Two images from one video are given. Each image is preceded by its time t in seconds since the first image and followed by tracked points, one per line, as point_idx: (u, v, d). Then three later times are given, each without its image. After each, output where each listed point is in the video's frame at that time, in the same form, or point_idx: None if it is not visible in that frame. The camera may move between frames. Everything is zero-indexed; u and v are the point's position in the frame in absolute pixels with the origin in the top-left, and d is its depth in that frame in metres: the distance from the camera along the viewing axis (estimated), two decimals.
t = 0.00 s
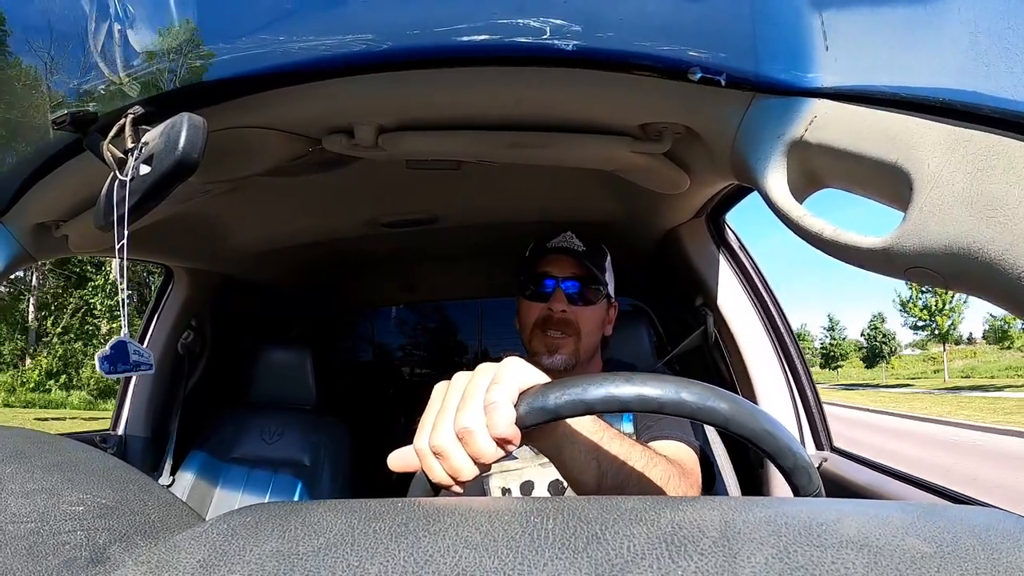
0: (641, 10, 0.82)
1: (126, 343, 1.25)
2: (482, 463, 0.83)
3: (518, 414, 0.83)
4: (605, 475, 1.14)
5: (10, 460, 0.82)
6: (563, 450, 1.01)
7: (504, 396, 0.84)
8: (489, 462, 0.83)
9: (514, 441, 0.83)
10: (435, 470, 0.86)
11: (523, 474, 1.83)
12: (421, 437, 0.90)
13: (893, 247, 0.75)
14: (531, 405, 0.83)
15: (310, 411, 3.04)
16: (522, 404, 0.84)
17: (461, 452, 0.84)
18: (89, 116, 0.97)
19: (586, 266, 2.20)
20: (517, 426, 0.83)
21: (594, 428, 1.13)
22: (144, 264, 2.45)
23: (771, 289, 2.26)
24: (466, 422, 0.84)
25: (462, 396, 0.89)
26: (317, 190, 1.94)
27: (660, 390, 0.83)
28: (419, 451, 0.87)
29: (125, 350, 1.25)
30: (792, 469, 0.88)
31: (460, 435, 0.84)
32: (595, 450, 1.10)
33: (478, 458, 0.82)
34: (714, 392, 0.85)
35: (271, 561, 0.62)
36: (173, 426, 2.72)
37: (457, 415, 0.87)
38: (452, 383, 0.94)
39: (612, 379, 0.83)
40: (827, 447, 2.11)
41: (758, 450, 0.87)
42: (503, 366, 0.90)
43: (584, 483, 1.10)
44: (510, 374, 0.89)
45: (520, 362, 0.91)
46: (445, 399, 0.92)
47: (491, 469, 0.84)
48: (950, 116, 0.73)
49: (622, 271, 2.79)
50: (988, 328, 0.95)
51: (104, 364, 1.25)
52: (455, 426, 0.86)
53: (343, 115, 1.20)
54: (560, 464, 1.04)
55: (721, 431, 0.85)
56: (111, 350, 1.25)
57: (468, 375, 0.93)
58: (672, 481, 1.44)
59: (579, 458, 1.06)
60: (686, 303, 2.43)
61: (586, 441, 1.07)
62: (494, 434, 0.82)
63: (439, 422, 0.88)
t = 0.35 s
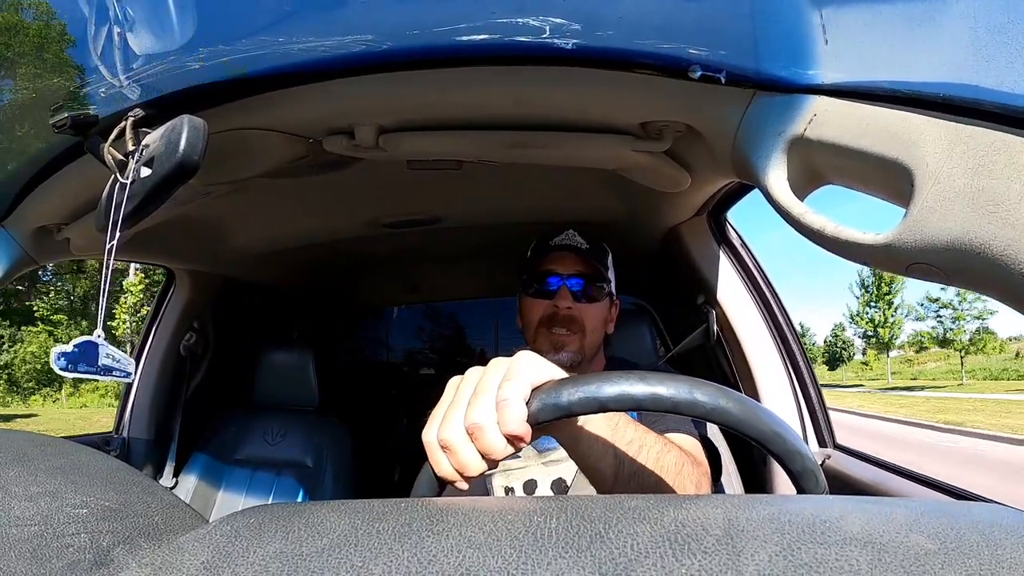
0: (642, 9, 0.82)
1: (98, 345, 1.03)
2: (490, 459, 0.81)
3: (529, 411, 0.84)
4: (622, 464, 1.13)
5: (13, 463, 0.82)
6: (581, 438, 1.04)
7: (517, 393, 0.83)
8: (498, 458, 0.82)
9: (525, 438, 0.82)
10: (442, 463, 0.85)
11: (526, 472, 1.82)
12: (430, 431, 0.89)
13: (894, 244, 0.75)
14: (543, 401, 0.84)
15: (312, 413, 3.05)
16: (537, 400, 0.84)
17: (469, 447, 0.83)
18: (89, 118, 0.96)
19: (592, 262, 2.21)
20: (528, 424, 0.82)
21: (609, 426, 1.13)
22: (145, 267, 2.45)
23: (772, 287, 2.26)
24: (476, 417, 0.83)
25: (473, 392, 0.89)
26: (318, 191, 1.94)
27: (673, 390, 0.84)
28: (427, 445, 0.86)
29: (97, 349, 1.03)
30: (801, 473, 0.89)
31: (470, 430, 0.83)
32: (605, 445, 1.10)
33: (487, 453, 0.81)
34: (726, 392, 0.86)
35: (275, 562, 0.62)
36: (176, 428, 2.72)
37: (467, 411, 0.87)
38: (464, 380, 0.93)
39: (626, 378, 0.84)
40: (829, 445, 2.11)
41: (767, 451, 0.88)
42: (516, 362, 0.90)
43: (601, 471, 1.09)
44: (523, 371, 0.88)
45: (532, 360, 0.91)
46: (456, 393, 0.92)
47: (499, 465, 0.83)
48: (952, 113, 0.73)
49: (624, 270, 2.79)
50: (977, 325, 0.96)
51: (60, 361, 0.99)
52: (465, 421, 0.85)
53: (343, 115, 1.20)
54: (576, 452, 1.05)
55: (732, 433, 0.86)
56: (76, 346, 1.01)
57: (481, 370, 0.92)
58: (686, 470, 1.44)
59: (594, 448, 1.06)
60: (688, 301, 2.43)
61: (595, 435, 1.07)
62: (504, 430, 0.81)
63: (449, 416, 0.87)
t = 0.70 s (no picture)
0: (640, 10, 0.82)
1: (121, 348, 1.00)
2: (499, 454, 0.82)
3: (540, 408, 0.83)
4: (627, 466, 1.13)
5: (12, 465, 0.82)
6: (587, 439, 1.02)
7: (528, 389, 0.84)
8: (506, 454, 0.83)
9: (534, 436, 0.82)
10: (449, 458, 0.86)
11: (524, 472, 1.81)
12: (437, 423, 0.90)
13: (894, 244, 0.75)
14: (553, 399, 0.83)
15: (313, 414, 3.05)
16: (546, 398, 0.83)
17: (478, 442, 0.84)
18: (88, 120, 0.98)
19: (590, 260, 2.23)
20: (539, 420, 0.83)
21: (616, 430, 1.16)
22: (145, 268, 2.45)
23: (772, 287, 2.26)
24: (487, 413, 0.84)
25: (484, 386, 0.89)
26: (318, 192, 1.94)
27: (683, 392, 0.84)
28: (434, 438, 0.88)
29: (123, 355, 0.99)
30: (805, 478, 0.89)
31: (480, 426, 0.84)
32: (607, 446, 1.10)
33: (495, 449, 0.83)
34: (735, 396, 0.86)
35: (275, 563, 0.62)
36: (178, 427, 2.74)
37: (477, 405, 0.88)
38: (475, 373, 0.94)
39: (637, 378, 0.84)
40: (829, 444, 2.11)
41: (774, 456, 0.88)
42: (527, 358, 0.90)
43: (606, 474, 1.10)
44: (534, 367, 0.88)
45: (544, 356, 0.91)
46: (466, 387, 0.92)
47: (506, 461, 0.84)
48: (951, 113, 0.73)
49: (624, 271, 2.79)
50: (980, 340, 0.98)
51: (87, 373, 0.98)
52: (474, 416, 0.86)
53: (343, 117, 1.20)
54: (582, 455, 1.04)
55: (739, 437, 0.86)
56: (100, 355, 0.98)
57: (491, 365, 0.93)
58: (690, 473, 1.44)
59: (599, 448, 1.05)
60: (687, 302, 2.43)
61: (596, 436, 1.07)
62: (514, 426, 0.82)
63: (458, 410, 0.88)
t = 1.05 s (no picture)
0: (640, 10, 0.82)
1: (91, 342, 0.99)
2: (502, 450, 0.82)
3: (546, 406, 0.83)
4: (627, 467, 1.14)
5: (8, 461, 0.82)
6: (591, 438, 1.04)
7: (534, 385, 0.84)
8: (509, 451, 0.83)
9: (538, 433, 0.82)
10: (450, 452, 0.86)
11: (519, 471, 1.83)
12: (440, 417, 0.90)
13: (892, 246, 0.75)
14: (560, 397, 0.83)
15: (310, 412, 3.05)
16: (552, 395, 0.83)
17: (481, 436, 0.84)
18: (87, 117, 0.96)
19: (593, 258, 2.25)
20: (543, 417, 0.83)
21: (619, 430, 1.17)
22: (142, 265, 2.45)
23: (769, 288, 2.26)
24: (492, 407, 0.84)
25: (488, 381, 0.89)
26: (316, 190, 1.94)
27: (689, 395, 0.84)
28: (436, 431, 0.88)
29: (93, 349, 0.98)
30: (805, 484, 0.89)
31: (484, 420, 0.84)
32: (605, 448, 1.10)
33: (498, 444, 0.83)
34: (740, 400, 0.86)
35: (271, 561, 0.62)
36: (175, 424, 2.74)
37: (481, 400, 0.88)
38: (479, 369, 0.94)
39: (643, 378, 0.84)
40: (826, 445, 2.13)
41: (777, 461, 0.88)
42: (534, 355, 0.90)
43: (606, 473, 1.10)
44: (541, 364, 0.88)
45: (550, 353, 0.91)
46: (470, 382, 0.92)
47: (508, 458, 0.84)
48: (950, 116, 0.73)
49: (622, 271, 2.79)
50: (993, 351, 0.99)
51: (52, 361, 0.96)
52: (479, 410, 0.86)
53: (341, 115, 1.20)
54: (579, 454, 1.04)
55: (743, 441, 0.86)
56: (68, 346, 0.97)
57: (497, 361, 0.93)
58: (690, 474, 1.45)
59: (600, 447, 1.06)
60: (685, 302, 2.43)
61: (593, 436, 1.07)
62: (519, 422, 0.82)
63: (462, 404, 0.88)
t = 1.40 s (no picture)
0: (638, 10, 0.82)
1: (107, 344, 0.99)
2: (510, 444, 0.82)
3: (558, 402, 0.83)
4: (633, 467, 1.13)
5: (4, 459, 0.82)
6: (595, 438, 1.04)
7: (546, 381, 0.84)
8: (518, 445, 0.82)
9: (548, 428, 0.82)
10: (457, 444, 0.86)
11: (518, 472, 1.83)
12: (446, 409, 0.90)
13: (890, 246, 0.75)
14: (572, 393, 0.83)
15: (307, 411, 3.07)
16: (564, 391, 0.83)
17: (490, 429, 0.84)
18: (85, 114, 0.95)
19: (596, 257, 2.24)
20: (554, 412, 0.83)
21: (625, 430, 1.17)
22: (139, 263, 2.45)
23: (766, 288, 2.26)
24: (502, 401, 0.83)
25: (498, 375, 0.89)
26: (314, 189, 1.94)
27: (700, 398, 0.85)
28: (442, 423, 0.87)
29: (104, 349, 0.98)
30: (806, 491, 0.90)
31: (494, 413, 0.83)
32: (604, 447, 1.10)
33: (507, 438, 0.82)
34: (749, 405, 0.87)
35: (267, 559, 0.62)
36: (172, 423, 2.74)
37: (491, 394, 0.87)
38: (488, 364, 0.93)
39: (654, 380, 0.85)
40: (822, 445, 2.13)
41: (781, 470, 0.89)
42: (546, 352, 0.91)
43: (602, 473, 1.09)
44: (553, 360, 0.88)
45: (561, 352, 0.91)
46: (479, 376, 0.92)
47: (515, 452, 0.84)
48: (947, 117, 0.73)
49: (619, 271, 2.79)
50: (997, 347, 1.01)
51: (75, 366, 0.98)
52: (489, 403, 0.86)
53: (339, 113, 1.20)
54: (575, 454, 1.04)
55: (748, 446, 0.87)
56: (86, 349, 0.98)
57: (507, 356, 0.93)
58: (693, 477, 1.45)
59: (600, 446, 1.06)
60: (682, 302, 2.43)
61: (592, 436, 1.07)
62: (529, 417, 0.82)
63: (471, 396, 0.87)
